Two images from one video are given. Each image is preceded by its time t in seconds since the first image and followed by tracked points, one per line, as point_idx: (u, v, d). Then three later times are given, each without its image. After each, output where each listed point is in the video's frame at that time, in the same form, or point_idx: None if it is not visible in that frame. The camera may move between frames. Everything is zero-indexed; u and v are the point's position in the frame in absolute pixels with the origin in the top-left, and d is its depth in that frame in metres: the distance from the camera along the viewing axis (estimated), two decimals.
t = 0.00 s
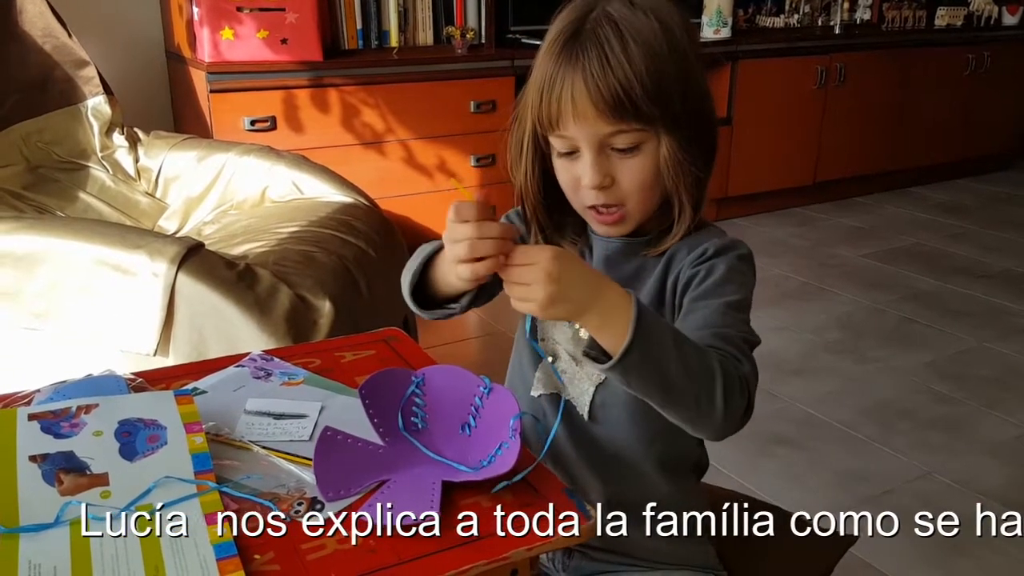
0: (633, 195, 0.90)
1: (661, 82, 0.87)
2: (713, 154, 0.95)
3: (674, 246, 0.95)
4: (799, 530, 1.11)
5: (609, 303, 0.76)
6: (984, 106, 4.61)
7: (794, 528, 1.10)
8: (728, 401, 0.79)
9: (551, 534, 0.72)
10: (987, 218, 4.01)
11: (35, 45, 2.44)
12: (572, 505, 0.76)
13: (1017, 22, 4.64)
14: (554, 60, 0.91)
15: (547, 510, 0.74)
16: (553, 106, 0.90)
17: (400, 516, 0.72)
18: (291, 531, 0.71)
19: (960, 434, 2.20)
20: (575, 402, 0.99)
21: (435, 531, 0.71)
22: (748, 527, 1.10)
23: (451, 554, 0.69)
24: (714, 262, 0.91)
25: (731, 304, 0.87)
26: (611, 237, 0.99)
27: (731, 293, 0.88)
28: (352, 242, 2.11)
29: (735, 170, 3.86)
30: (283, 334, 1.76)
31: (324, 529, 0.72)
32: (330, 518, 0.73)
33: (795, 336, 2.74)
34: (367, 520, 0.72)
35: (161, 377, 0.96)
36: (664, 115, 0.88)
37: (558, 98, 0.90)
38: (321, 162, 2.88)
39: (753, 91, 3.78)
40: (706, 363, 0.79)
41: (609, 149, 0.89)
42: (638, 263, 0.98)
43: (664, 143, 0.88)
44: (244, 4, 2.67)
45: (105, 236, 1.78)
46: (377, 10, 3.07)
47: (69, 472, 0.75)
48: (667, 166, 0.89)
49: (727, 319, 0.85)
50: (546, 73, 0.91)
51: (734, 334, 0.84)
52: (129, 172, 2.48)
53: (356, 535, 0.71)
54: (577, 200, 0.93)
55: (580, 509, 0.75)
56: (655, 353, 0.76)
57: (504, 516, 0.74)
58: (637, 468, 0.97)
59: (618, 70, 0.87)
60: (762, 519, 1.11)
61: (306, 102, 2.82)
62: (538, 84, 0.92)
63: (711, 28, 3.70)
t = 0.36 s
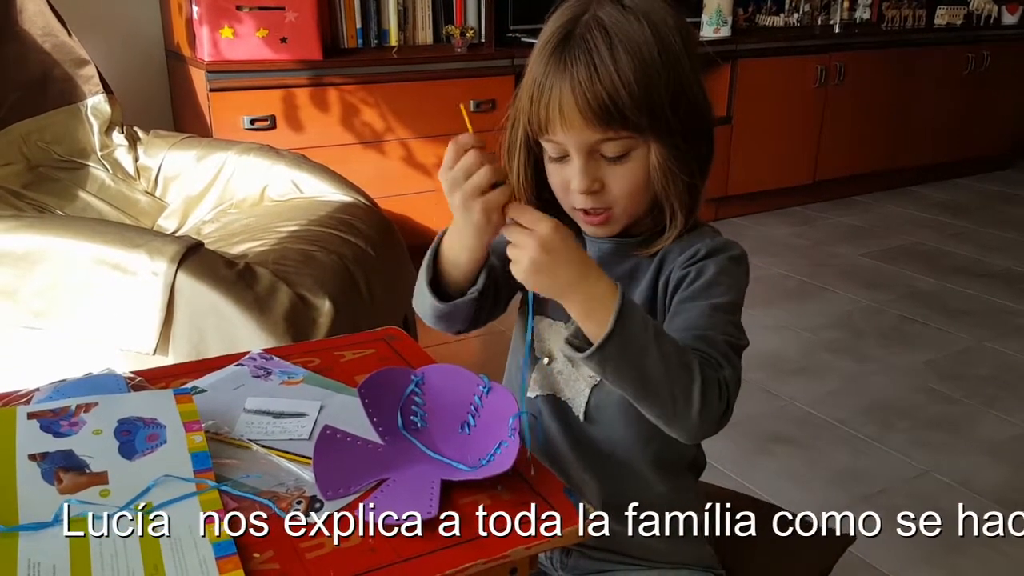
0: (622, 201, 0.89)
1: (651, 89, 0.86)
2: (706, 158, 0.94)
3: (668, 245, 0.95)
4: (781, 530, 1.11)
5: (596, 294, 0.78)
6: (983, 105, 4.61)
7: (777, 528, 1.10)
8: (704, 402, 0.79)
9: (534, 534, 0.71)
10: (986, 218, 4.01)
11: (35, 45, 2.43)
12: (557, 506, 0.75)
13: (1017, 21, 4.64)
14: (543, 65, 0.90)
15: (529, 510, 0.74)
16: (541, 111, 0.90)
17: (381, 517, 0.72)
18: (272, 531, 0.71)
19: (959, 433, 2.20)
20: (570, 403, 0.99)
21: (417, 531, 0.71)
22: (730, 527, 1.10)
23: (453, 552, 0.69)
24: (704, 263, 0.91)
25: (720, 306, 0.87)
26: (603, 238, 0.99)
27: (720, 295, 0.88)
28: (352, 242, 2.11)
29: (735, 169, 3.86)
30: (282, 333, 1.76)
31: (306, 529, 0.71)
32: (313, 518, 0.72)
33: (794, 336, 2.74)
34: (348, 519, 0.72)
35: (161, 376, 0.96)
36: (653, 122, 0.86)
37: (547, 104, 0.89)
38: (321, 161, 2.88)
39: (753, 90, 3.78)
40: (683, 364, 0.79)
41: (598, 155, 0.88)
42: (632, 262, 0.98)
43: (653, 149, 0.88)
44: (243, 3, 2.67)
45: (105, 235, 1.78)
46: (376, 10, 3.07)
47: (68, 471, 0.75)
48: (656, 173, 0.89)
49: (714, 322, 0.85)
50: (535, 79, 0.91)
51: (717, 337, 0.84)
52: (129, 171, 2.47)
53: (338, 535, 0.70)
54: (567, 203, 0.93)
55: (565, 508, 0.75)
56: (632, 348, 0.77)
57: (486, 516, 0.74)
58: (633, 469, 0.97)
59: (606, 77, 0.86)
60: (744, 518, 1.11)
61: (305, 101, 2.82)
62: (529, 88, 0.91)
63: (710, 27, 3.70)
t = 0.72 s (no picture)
0: (616, 203, 0.89)
1: (653, 93, 0.85)
2: (711, 164, 0.93)
3: (667, 255, 0.93)
4: (763, 530, 1.11)
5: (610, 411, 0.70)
6: (983, 105, 4.61)
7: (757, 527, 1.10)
8: (733, 456, 0.76)
9: (525, 534, 0.71)
10: (986, 217, 4.01)
11: (34, 42, 2.43)
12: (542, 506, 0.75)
13: (1016, 21, 4.64)
14: (547, 60, 0.90)
15: (512, 510, 0.74)
16: (541, 107, 0.89)
17: (363, 517, 0.72)
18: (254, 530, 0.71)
19: (959, 433, 2.20)
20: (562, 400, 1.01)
21: (399, 531, 0.71)
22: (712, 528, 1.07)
23: (452, 549, 0.69)
24: (708, 285, 0.88)
25: (727, 341, 0.84)
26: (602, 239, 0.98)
27: (727, 324, 0.85)
28: (351, 241, 2.11)
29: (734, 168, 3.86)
30: (282, 332, 1.76)
31: (289, 530, 0.71)
32: (296, 518, 0.72)
33: (794, 335, 2.74)
34: (331, 520, 0.72)
35: (160, 374, 0.96)
36: (652, 129, 0.86)
37: (546, 100, 0.89)
38: (320, 159, 2.88)
39: (753, 90, 3.78)
40: (707, 432, 0.75)
41: (594, 156, 0.88)
42: (626, 265, 0.97)
43: (651, 154, 0.87)
44: (243, 1, 2.66)
45: (104, 234, 1.78)
46: (376, 8, 3.07)
47: (67, 469, 0.75)
48: (654, 177, 0.88)
49: (725, 357, 0.83)
50: (538, 74, 0.90)
51: (730, 376, 0.81)
52: (128, 169, 2.47)
53: (321, 535, 0.70)
54: (563, 199, 0.93)
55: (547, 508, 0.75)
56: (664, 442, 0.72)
57: (469, 516, 0.74)
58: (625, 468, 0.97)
59: (606, 80, 0.85)
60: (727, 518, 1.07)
61: (305, 100, 2.82)
62: (532, 84, 0.91)
63: (710, 26, 3.69)
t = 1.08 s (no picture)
0: (613, 202, 0.89)
1: (655, 93, 0.84)
2: (719, 170, 0.91)
3: (661, 262, 0.92)
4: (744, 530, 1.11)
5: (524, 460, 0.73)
6: (983, 105, 4.61)
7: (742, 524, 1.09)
8: (678, 464, 0.76)
9: (528, 534, 0.72)
10: (987, 217, 4.01)
11: (34, 43, 2.43)
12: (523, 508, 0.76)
13: (1016, 20, 4.64)
14: (553, 51, 0.89)
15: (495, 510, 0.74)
16: (544, 100, 0.89)
17: (346, 516, 0.72)
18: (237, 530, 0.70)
19: (959, 433, 2.20)
20: (556, 391, 1.02)
21: (381, 531, 0.71)
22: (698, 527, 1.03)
23: (454, 550, 0.70)
24: (697, 292, 0.87)
25: (710, 345, 0.83)
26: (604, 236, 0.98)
27: (712, 329, 0.84)
28: (351, 241, 2.11)
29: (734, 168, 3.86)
30: (282, 332, 1.76)
31: (270, 530, 0.71)
32: (277, 519, 0.72)
33: (794, 335, 2.74)
34: (312, 519, 0.72)
35: (161, 374, 0.96)
36: (653, 130, 0.85)
37: (550, 93, 0.88)
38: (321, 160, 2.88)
39: (753, 89, 3.78)
40: (641, 448, 0.76)
41: (594, 152, 0.87)
42: (626, 263, 0.96)
43: (650, 154, 0.86)
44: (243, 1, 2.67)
45: (104, 234, 1.78)
46: (376, 8, 3.07)
47: (68, 469, 0.75)
48: (652, 178, 0.87)
49: (701, 363, 0.82)
50: (544, 65, 0.90)
51: (698, 380, 0.81)
52: (129, 170, 2.47)
53: (303, 534, 0.70)
54: (562, 193, 0.93)
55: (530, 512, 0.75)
56: (584, 470, 0.74)
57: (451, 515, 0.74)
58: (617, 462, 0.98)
59: (608, 77, 0.84)
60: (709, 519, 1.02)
61: (306, 100, 2.82)
62: (539, 75, 0.90)
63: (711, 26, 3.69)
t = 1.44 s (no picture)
0: (610, 208, 0.88)
1: (652, 101, 0.84)
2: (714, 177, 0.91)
3: (662, 262, 0.92)
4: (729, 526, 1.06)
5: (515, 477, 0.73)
6: (984, 105, 4.61)
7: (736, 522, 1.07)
8: (667, 474, 0.77)
9: (530, 534, 0.72)
10: (988, 217, 4.00)
11: (35, 43, 2.43)
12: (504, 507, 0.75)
13: (1017, 21, 4.64)
14: (551, 59, 0.89)
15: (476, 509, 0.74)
16: (542, 107, 0.89)
17: (329, 517, 0.72)
18: (217, 529, 0.69)
19: (960, 433, 2.19)
20: (560, 405, 1.01)
21: (363, 532, 0.71)
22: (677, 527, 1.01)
23: (456, 550, 0.69)
24: (693, 291, 0.88)
25: (703, 342, 0.84)
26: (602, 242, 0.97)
27: (703, 331, 0.85)
28: (352, 241, 2.11)
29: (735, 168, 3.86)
30: (283, 333, 1.76)
31: (252, 530, 0.70)
32: (259, 519, 0.71)
33: (795, 335, 2.74)
34: (295, 521, 0.72)
35: (162, 374, 0.96)
36: (651, 139, 0.85)
37: (547, 100, 0.88)
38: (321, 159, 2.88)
39: (754, 90, 3.78)
40: (631, 461, 0.76)
41: (591, 159, 0.87)
42: (624, 273, 0.96)
43: (647, 162, 0.86)
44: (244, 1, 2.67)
45: (105, 234, 1.78)
46: (377, 8, 3.06)
47: (69, 469, 0.75)
48: (650, 185, 0.87)
49: (694, 364, 0.83)
50: (542, 73, 0.90)
51: (691, 385, 0.82)
52: (129, 170, 2.47)
53: (285, 535, 0.70)
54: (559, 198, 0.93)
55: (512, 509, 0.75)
56: (580, 486, 0.73)
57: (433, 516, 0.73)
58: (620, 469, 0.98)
59: (606, 86, 0.84)
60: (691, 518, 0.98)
61: (306, 100, 2.82)
62: (536, 83, 0.90)
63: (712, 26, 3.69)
